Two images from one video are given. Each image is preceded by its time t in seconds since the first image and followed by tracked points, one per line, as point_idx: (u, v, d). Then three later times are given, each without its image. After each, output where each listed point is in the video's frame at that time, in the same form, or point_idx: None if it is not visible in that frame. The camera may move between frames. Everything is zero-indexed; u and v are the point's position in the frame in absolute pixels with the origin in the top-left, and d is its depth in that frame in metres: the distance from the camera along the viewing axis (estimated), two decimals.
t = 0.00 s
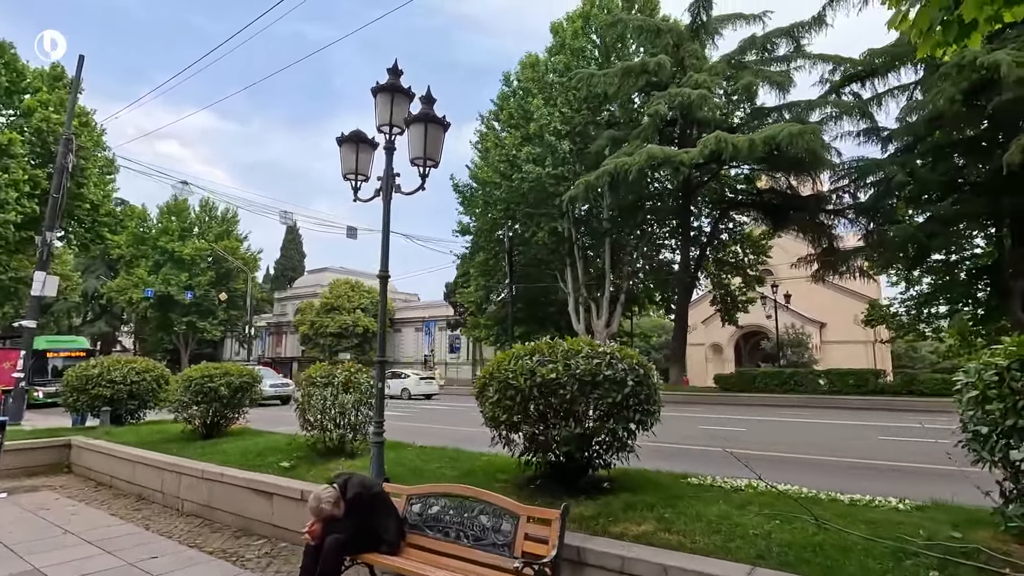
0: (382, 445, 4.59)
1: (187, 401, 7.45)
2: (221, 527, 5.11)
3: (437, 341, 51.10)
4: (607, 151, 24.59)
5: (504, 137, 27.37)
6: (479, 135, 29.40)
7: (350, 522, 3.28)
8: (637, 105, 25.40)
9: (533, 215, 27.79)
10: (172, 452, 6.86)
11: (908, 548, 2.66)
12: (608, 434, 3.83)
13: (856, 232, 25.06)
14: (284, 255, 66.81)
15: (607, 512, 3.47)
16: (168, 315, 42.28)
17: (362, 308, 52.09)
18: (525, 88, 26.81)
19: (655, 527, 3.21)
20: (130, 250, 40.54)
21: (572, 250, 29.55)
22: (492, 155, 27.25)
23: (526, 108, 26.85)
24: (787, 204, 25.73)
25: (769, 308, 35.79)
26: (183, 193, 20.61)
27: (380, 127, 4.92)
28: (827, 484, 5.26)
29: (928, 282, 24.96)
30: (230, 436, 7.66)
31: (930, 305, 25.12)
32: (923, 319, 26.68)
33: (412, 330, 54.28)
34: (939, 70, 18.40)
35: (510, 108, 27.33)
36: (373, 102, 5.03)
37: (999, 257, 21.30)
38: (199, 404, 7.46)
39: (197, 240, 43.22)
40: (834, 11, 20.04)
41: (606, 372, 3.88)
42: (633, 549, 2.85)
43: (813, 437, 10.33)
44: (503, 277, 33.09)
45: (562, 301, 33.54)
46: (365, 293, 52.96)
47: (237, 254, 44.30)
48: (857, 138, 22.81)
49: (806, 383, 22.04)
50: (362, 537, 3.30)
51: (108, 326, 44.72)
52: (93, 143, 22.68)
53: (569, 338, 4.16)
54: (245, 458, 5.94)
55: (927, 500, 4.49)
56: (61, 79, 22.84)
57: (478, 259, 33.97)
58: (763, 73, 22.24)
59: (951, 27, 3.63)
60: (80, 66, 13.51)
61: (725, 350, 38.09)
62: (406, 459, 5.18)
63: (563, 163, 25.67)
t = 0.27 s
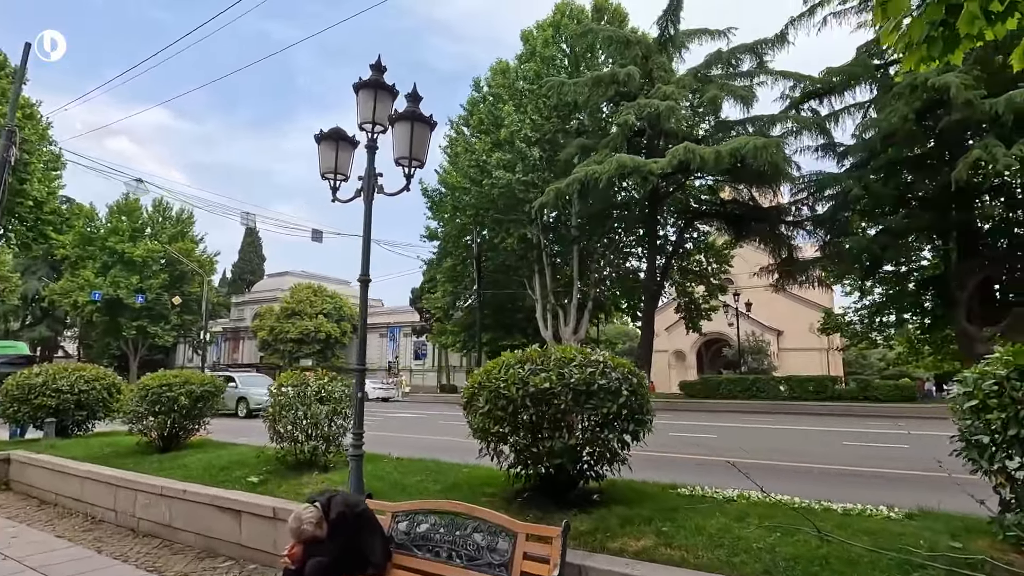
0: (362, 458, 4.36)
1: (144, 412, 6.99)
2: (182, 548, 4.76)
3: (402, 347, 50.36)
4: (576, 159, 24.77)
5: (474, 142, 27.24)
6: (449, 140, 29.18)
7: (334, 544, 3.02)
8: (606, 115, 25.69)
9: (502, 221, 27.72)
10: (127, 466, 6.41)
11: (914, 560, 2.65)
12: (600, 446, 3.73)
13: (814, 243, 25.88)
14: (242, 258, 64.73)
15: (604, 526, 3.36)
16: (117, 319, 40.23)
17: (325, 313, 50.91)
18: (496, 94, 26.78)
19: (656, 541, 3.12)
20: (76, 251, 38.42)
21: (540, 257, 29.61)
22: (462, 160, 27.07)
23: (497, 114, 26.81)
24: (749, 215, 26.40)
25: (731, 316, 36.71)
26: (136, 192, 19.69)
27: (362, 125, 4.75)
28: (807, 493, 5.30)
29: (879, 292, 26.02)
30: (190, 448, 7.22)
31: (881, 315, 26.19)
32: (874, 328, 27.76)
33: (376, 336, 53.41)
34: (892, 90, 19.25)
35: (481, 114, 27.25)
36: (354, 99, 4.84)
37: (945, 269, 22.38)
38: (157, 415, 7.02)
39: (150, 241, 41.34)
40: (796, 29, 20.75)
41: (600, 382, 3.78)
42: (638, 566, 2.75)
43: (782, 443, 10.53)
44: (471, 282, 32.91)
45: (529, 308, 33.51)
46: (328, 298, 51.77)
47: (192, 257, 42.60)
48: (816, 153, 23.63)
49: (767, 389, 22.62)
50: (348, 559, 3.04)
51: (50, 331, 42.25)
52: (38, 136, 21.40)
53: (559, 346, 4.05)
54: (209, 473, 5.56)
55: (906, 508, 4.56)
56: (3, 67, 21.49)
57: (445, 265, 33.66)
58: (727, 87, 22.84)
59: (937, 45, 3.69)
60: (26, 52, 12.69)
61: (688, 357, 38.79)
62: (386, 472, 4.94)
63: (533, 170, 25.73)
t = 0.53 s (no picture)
0: (343, 466, 4.14)
1: (101, 420, 6.58)
2: (145, 564, 4.43)
3: (371, 352, 49.55)
4: (551, 164, 24.84)
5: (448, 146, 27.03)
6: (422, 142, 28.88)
7: (319, 561, 2.79)
8: (581, 121, 25.87)
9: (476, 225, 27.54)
10: (82, 477, 5.98)
11: (923, 565, 2.61)
12: (597, 451, 3.61)
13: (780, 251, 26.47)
14: (204, 260, 62.72)
15: (605, 534, 3.24)
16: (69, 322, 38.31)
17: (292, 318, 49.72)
18: (471, 98, 26.69)
19: (661, 550, 3.01)
20: (25, 250, 36.49)
21: (513, 262, 29.53)
22: (435, 163, 26.83)
23: (472, 118, 26.72)
24: (718, 223, 26.86)
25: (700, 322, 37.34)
26: (93, 188, 18.80)
27: (347, 118, 4.58)
28: (792, 497, 5.32)
29: (841, 300, 26.79)
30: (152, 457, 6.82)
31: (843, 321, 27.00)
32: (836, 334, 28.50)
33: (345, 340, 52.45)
34: (856, 104, 19.95)
35: (456, 118, 27.10)
36: (339, 90, 4.67)
37: (904, 277, 23.22)
38: (116, 423, 6.62)
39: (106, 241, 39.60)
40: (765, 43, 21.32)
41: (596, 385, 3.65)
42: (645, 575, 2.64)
43: (756, 447, 10.67)
44: (444, 287, 32.59)
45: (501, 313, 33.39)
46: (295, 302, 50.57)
47: (151, 258, 40.99)
48: (782, 164, 24.28)
49: (736, 394, 23.00)
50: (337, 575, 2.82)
51: None
52: None
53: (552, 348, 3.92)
54: (174, 484, 5.23)
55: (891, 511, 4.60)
56: None
57: (417, 269, 33.26)
58: (699, 97, 23.28)
59: (927, 50, 3.74)
60: None
61: (657, 363, 39.24)
62: (368, 481, 4.72)
63: (508, 174, 25.67)
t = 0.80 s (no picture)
0: (327, 479, 3.91)
1: (60, 429, 6.20)
2: None
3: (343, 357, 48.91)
4: (528, 168, 24.81)
5: (425, 148, 26.78)
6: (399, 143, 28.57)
7: None
8: (558, 126, 25.93)
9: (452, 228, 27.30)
10: (39, 492, 5.60)
11: None
12: (596, 461, 3.48)
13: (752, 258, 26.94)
14: (168, 261, 60.73)
15: (610, 548, 3.10)
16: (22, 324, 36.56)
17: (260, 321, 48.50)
18: (448, 100, 26.54)
19: (668, 564, 2.90)
20: None
21: (490, 266, 29.40)
22: (412, 165, 26.52)
23: (450, 120, 26.52)
24: (693, 230, 27.21)
25: (673, 327, 37.78)
26: (51, 184, 17.91)
27: (335, 110, 4.44)
28: (781, 505, 5.32)
29: (810, 307, 27.43)
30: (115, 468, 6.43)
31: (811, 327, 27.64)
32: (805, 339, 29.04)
33: (316, 344, 51.44)
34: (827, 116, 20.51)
35: (433, 120, 26.85)
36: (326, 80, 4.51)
37: (870, 285, 23.92)
38: (77, 432, 6.25)
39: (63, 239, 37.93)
40: (740, 53, 21.76)
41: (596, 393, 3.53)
42: None
43: (734, 452, 10.74)
44: (419, 290, 32.21)
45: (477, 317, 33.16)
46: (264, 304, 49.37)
47: (112, 257, 39.42)
48: (755, 173, 24.77)
49: (710, 398, 23.30)
50: None
51: None
52: None
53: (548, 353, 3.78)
54: (140, 498, 4.90)
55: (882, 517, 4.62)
56: None
57: (392, 272, 32.79)
58: (675, 105, 23.58)
59: (922, 57, 3.74)
60: None
61: (631, 367, 39.48)
62: (351, 493, 4.50)
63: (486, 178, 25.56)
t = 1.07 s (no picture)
0: (317, 491, 3.72)
1: (19, 439, 5.85)
2: None
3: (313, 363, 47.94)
4: (507, 174, 24.75)
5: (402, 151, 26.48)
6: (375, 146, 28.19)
7: None
8: (537, 133, 25.98)
9: (429, 233, 27.03)
10: None
11: None
12: (603, 471, 3.39)
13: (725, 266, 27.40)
14: (130, 262, 58.54)
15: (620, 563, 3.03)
16: None
17: (227, 325, 47.13)
18: (426, 104, 26.33)
19: None
20: None
21: (466, 271, 29.22)
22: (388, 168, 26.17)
23: (427, 124, 26.29)
24: (668, 237, 27.55)
25: (647, 333, 38.19)
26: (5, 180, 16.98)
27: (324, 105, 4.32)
28: (772, 511, 5.35)
29: (780, 314, 28.06)
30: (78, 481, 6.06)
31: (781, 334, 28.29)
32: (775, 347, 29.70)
33: (285, 349, 50.28)
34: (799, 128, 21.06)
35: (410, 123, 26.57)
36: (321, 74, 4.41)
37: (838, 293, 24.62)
38: (38, 442, 5.92)
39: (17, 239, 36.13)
40: (716, 65, 22.19)
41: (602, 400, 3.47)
42: None
43: (713, 457, 10.84)
44: (393, 295, 31.77)
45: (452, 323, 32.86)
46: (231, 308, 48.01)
47: (70, 259, 37.74)
48: (729, 183, 25.26)
49: (685, 404, 23.55)
50: None
51: None
52: None
53: (552, 359, 3.68)
54: (109, 514, 4.60)
55: (872, 524, 4.70)
56: None
57: (366, 276, 32.26)
58: (652, 114, 23.87)
59: (920, 66, 3.70)
60: None
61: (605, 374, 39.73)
62: (340, 505, 4.31)
63: (463, 182, 25.42)
